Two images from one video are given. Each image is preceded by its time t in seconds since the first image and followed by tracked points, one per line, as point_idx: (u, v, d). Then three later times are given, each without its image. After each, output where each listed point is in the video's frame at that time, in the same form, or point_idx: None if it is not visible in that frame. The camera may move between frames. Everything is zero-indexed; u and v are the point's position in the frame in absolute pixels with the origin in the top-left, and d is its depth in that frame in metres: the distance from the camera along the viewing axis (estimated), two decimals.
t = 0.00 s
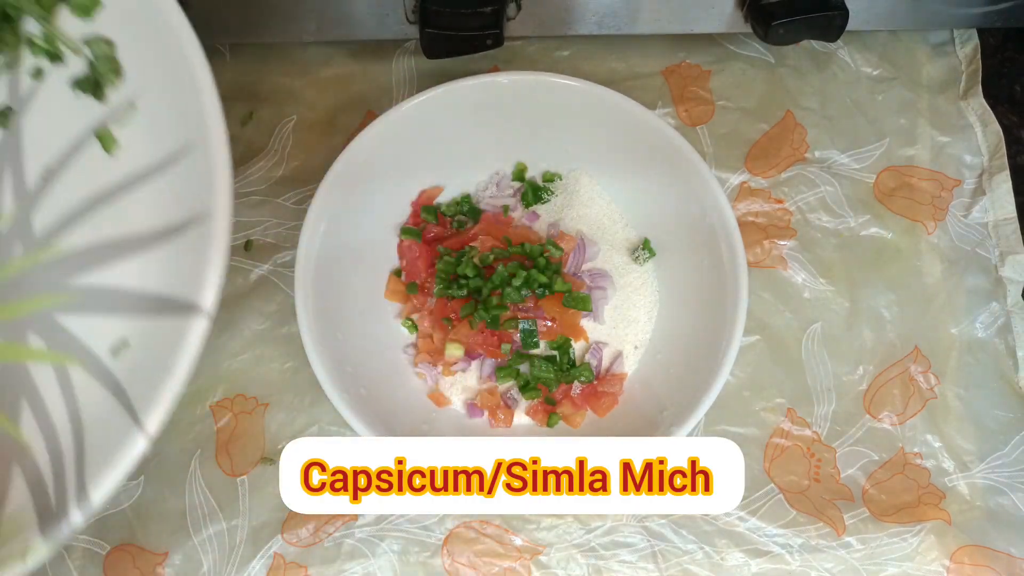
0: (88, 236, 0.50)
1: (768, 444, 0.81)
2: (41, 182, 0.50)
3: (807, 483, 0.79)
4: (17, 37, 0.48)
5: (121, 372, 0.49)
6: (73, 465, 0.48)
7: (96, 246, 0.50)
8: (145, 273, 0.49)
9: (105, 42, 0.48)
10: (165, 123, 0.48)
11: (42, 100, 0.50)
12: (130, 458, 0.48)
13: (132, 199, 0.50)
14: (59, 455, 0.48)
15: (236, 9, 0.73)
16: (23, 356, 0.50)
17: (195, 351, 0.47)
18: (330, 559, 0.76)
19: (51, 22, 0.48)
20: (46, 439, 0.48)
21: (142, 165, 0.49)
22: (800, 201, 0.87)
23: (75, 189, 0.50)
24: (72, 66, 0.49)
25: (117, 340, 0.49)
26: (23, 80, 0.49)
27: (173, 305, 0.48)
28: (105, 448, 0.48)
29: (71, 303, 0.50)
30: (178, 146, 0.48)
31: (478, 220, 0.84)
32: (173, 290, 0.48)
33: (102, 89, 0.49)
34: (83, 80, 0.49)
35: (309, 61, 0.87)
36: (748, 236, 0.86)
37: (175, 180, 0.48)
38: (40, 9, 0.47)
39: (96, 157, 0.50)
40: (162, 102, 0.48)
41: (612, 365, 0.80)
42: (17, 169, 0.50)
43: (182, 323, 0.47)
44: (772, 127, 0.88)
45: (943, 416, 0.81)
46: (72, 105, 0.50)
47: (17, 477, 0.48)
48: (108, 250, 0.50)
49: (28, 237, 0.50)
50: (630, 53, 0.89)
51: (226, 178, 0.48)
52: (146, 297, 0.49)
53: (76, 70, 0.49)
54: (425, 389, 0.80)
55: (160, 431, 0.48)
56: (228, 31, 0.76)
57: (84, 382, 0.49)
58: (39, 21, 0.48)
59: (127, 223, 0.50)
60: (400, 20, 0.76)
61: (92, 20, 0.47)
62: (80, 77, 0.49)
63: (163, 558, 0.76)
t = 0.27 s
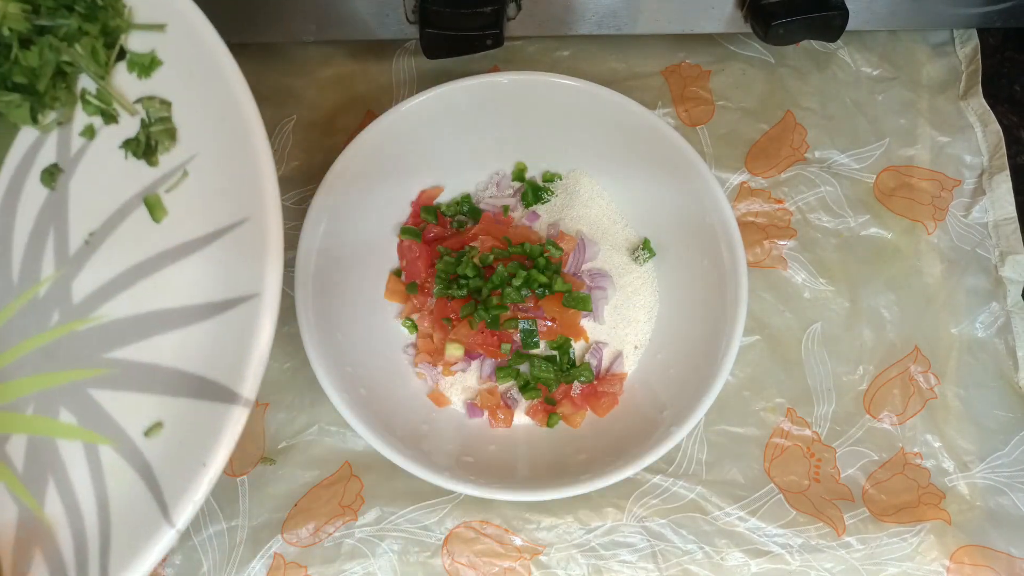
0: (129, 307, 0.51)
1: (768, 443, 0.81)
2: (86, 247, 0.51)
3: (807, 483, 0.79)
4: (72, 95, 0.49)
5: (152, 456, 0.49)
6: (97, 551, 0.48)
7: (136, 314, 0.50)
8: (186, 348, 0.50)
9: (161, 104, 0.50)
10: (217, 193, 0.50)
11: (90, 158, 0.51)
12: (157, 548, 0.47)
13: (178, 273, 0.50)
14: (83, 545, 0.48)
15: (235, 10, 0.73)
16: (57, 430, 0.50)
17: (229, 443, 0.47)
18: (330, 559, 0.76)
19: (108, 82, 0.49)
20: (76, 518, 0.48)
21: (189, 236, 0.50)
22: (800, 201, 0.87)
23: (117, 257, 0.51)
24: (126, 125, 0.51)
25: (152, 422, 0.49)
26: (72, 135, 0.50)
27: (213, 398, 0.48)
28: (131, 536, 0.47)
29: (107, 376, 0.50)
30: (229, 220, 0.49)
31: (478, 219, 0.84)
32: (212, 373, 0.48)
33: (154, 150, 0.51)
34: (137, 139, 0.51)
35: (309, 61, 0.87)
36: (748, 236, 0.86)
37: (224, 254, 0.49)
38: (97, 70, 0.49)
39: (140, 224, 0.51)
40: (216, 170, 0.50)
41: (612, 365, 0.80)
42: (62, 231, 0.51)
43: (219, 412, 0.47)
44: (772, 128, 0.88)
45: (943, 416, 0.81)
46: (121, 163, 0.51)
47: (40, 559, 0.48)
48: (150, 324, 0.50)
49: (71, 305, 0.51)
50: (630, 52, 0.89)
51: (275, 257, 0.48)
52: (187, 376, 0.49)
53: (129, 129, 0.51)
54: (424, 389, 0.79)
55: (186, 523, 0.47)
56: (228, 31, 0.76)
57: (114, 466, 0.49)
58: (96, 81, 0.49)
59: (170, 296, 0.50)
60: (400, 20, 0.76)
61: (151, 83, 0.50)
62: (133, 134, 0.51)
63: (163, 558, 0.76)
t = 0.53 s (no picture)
0: (122, 309, 0.50)
1: (767, 444, 0.81)
2: (79, 248, 0.51)
3: (807, 483, 0.79)
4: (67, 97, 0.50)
5: (145, 457, 0.49)
6: (89, 554, 0.48)
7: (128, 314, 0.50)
8: (181, 348, 0.50)
9: (156, 105, 0.50)
10: (212, 194, 0.50)
11: (85, 159, 0.51)
12: (149, 548, 0.47)
13: (171, 274, 0.50)
14: (74, 545, 0.48)
15: (236, 10, 0.73)
16: (48, 432, 0.50)
17: (222, 443, 0.47)
18: (330, 559, 0.76)
19: (103, 83, 0.49)
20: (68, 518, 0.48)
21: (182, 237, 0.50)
22: (800, 201, 0.87)
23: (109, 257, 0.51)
24: (120, 125, 0.51)
25: (146, 422, 0.49)
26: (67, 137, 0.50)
27: (206, 397, 0.48)
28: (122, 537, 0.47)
29: (99, 377, 0.50)
30: (224, 222, 0.49)
31: (478, 219, 0.84)
32: (206, 373, 0.49)
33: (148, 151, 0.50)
34: (131, 140, 0.51)
35: (309, 61, 0.87)
36: (748, 236, 0.86)
37: (218, 256, 0.49)
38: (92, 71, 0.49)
39: (134, 224, 0.51)
40: (210, 171, 0.50)
41: (612, 365, 0.80)
42: (55, 232, 0.51)
43: (213, 413, 0.48)
44: (772, 128, 0.88)
45: (943, 416, 0.81)
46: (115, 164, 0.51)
47: (30, 559, 0.48)
48: (142, 325, 0.50)
49: (62, 306, 0.50)
50: (630, 52, 0.89)
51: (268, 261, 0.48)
52: (181, 377, 0.49)
53: (123, 130, 0.51)
54: (425, 389, 0.80)
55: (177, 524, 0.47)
56: (228, 31, 0.76)
57: (107, 467, 0.49)
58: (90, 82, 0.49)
59: (163, 298, 0.50)
60: (400, 20, 0.76)
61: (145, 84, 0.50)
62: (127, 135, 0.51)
63: (162, 558, 0.76)
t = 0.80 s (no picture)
0: (131, 307, 0.50)
1: (767, 444, 0.81)
2: (88, 247, 0.51)
3: (807, 483, 0.79)
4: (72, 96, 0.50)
5: (159, 452, 0.49)
6: (106, 550, 0.48)
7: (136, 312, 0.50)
8: (190, 345, 0.50)
9: (162, 104, 0.50)
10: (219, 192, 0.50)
11: (92, 157, 0.51)
12: (165, 543, 0.48)
13: (179, 270, 0.51)
14: (90, 542, 0.48)
15: (236, 11, 0.73)
16: (61, 430, 0.50)
17: (237, 437, 0.48)
18: (330, 559, 0.76)
19: (109, 82, 0.49)
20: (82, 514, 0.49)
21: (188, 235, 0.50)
22: (800, 201, 0.87)
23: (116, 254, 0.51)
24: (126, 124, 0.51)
25: (157, 418, 0.50)
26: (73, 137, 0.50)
27: (217, 393, 0.49)
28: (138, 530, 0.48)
29: (110, 374, 0.50)
30: (232, 220, 0.50)
31: (478, 219, 0.84)
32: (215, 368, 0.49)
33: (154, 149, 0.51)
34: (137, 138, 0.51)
35: (309, 61, 0.87)
36: (748, 236, 0.86)
37: (225, 253, 0.50)
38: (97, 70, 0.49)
39: (143, 222, 0.51)
40: (216, 169, 0.50)
41: (612, 365, 0.80)
42: (64, 231, 0.51)
43: (225, 409, 0.48)
44: (772, 128, 0.88)
45: (943, 416, 0.81)
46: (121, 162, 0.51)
47: (46, 557, 0.48)
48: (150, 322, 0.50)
49: (72, 305, 0.50)
50: (630, 52, 0.89)
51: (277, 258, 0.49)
52: (191, 374, 0.50)
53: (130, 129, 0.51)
54: (425, 389, 0.80)
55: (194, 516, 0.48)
56: (228, 31, 0.77)
57: (119, 463, 0.49)
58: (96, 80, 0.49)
59: (171, 295, 0.51)
60: (400, 20, 0.76)
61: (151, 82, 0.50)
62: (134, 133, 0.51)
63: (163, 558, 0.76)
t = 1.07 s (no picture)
0: (128, 291, 0.50)
1: (767, 444, 0.81)
2: (84, 231, 0.51)
3: (807, 483, 0.79)
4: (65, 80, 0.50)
5: (156, 437, 0.49)
6: (104, 537, 0.47)
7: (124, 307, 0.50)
8: (187, 328, 0.49)
9: (156, 85, 0.49)
10: (215, 173, 0.49)
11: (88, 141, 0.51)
12: (162, 529, 0.47)
13: (173, 254, 0.50)
14: (92, 529, 0.48)
15: (236, 11, 0.73)
16: (59, 414, 0.50)
17: (233, 423, 0.46)
18: (330, 559, 0.76)
19: (102, 64, 0.49)
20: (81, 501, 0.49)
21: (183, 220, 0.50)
22: (800, 201, 0.87)
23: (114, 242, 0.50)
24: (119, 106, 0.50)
25: (155, 403, 0.49)
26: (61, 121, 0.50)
27: (211, 376, 0.48)
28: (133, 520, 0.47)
29: (107, 359, 0.50)
30: (228, 201, 0.49)
31: (478, 219, 0.84)
32: (212, 349, 0.48)
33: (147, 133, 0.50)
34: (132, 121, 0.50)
35: (309, 61, 0.87)
36: (748, 236, 0.86)
37: (221, 234, 0.49)
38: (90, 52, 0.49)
39: (141, 206, 0.50)
40: (209, 149, 0.49)
41: (612, 365, 0.80)
42: (61, 217, 0.51)
43: (221, 392, 0.47)
44: (772, 128, 0.88)
45: (943, 416, 0.81)
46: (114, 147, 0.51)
47: (44, 543, 0.48)
48: (146, 306, 0.50)
49: (69, 289, 0.50)
50: (629, 52, 0.89)
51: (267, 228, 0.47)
52: (188, 358, 0.49)
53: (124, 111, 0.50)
54: (425, 389, 0.80)
55: (192, 503, 0.47)
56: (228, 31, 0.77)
57: (117, 448, 0.49)
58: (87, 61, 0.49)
59: (170, 279, 0.50)
60: (400, 20, 0.76)
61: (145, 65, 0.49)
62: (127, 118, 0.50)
63: (163, 558, 0.76)
